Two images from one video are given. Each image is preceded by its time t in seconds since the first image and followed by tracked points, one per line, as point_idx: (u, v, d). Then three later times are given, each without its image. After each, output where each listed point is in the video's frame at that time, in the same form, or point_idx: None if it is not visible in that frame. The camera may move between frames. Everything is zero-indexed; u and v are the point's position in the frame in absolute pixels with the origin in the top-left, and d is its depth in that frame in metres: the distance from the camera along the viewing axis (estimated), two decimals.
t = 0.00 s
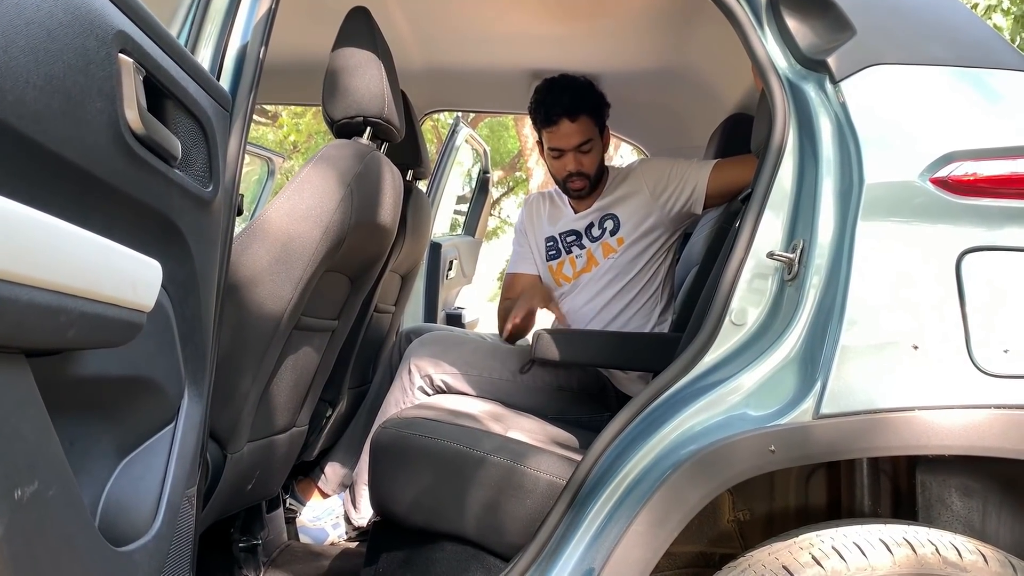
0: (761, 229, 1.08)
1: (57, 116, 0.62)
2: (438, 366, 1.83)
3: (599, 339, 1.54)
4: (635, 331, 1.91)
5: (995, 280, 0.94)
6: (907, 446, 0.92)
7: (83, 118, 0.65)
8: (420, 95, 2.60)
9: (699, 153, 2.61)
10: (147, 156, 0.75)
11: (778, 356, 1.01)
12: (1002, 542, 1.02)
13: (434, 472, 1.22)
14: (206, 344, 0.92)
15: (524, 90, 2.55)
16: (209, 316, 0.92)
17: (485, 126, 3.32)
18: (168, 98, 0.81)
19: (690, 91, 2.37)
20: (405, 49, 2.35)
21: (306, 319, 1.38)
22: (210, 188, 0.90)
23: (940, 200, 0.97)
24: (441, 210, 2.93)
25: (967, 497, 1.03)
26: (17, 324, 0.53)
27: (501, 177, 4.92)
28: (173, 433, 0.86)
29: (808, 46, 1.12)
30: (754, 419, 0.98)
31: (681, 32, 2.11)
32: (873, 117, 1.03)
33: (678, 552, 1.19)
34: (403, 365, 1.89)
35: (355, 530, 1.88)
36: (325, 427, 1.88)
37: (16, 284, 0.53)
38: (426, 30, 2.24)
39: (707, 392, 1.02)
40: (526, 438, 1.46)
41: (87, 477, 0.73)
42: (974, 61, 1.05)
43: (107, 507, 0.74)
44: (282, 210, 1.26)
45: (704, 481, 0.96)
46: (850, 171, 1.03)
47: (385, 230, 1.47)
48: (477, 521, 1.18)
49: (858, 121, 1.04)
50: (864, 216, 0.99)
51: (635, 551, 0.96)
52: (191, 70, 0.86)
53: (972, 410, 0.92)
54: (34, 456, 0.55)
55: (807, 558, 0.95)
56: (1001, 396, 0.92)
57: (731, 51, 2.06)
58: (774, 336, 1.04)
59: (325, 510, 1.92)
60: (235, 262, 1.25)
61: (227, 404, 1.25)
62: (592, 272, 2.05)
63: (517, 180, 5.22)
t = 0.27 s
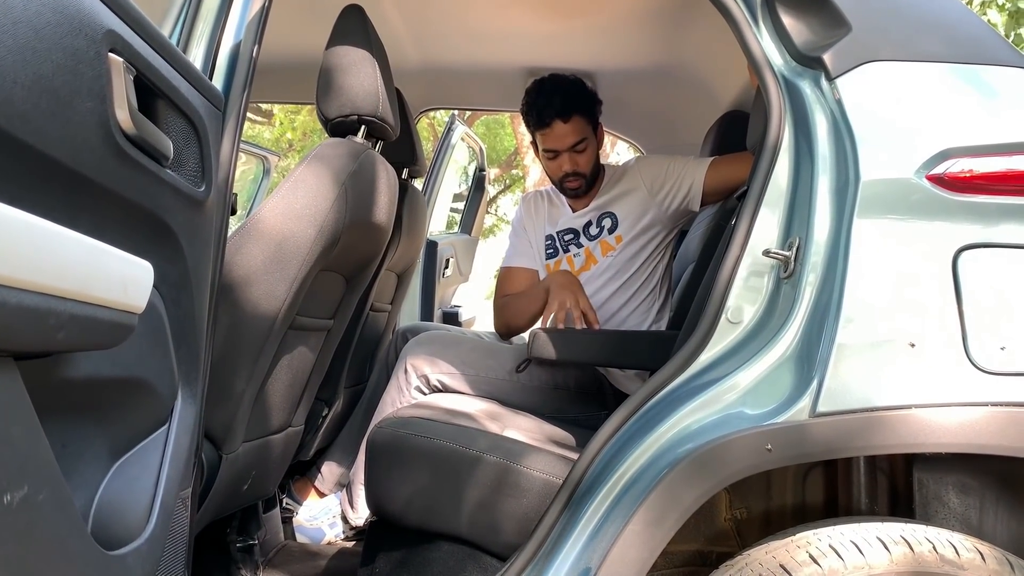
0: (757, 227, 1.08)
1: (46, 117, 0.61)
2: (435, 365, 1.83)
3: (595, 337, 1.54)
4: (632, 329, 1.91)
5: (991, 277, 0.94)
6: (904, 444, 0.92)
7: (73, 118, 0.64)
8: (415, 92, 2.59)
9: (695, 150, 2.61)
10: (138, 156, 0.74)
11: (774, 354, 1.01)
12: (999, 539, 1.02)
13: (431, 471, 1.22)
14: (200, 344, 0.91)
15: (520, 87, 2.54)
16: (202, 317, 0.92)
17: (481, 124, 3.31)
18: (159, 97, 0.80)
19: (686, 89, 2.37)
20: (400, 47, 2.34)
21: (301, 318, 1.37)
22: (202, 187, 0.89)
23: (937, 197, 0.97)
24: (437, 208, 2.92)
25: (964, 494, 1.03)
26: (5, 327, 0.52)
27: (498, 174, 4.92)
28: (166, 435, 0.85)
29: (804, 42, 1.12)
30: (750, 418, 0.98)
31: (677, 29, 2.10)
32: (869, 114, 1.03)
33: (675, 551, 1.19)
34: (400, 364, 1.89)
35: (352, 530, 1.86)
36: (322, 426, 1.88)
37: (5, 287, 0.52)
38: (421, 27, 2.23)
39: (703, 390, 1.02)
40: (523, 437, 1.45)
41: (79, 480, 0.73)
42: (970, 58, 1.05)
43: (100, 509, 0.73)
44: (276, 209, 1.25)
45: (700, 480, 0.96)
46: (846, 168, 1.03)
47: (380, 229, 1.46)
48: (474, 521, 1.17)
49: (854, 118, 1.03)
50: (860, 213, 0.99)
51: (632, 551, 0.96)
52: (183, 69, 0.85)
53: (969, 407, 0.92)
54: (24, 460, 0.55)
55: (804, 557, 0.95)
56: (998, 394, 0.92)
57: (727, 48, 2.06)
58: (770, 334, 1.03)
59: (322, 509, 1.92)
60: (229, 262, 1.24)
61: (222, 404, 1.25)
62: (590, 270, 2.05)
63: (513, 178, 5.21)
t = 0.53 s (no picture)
0: (756, 223, 1.07)
1: (37, 115, 0.60)
2: (433, 364, 1.82)
3: (594, 335, 1.53)
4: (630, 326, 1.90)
5: (992, 272, 0.94)
6: (905, 440, 0.92)
7: (65, 116, 0.63)
8: (411, 90, 2.58)
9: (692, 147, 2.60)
10: (132, 155, 0.73)
11: (775, 351, 1.00)
12: (1000, 535, 1.02)
13: (429, 472, 1.21)
14: (195, 345, 0.90)
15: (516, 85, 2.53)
16: (198, 317, 0.91)
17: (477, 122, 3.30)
18: (153, 95, 0.79)
19: (683, 86, 2.36)
20: (395, 45, 2.33)
21: (297, 318, 1.36)
22: (197, 186, 0.88)
23: (937, 192, 0.97)
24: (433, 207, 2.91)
25: (966, 491, 1.02)
26: None
27: (495, 173, 4.91)
28: (162, 437, 0.84)
29: (802, 37, 1.11)
30: (751, 415, 0.97)
31: (673, 25, 2.09)
32: (869, 109, 1.02)
33: (676, 550, 1.18)
34: (396, 365, 1.87)
35: (350, 530, 1.85)
36: (319, 427, 1.87)
37: None
38: (417, 25, 2.22)
39: (703, 388, 1.01)
40: (522, 436, 1.45)
41: (73, 483, 0.72)
42: (969, 52, 1.05)
43: (95, 514, 0.72)
44: (272, 208, 1.24)
45: (701, 479, 0.95)
46: (845, 164, 1.02)
47: (377, 228, 1.45)
48: (473, 521, 1.17)
49: (854, 113, 1.03)
50: (860, 209, 0.98)
51: (632, 550, 0.95)
52: (176, 66, 0.84)
53: (971, 403, 0.91)
54: (17, 464, 0.54)
55: (806, 555, 0.94)
56: (999, 389, 0.91)
57: (724, 45, 2.05)
58: (770, 331, 1.03)
59: (320, 510, 1.91)
60: (224, 261, 1.23)
61: (218, 405, 1.24)
62: (587, 269, 2.04)
63: (510, 176, 5.21)
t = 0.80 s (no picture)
0: (750, 224, 1.07)
1: (24, 119, 0.59)
2: (427, 365, 1.81)
3: (588, 335, 1.53)
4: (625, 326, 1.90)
5: (986, 272, 0.94)
6: (900, 441, 0.92)
7: (53, 121, 0.63)
8: (406, 91, 2.57)
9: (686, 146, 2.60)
10: (121, 159, 0.73)
11: (769, 352, 1.00)
12: (996, 535, 1.02)
13: (424, 474, 1.21)
14: (187, 349, 0.90)
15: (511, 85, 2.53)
16: (190, 321, 0.90)
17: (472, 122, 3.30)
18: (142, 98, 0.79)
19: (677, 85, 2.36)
20: (389, 45, 2.32)
21: (291, 320, 1.36)
22: (188, 190, 0.87)
23: (930, 192, 0.97)
24: (428, 207, 2.91)
25: (960, 490, 1.03)
26: None
27: (491, 172, 4.91)
28: (154, 441, 0.84)
29: (794, 37, 1.11)
30: (746, 416, 0.97)
31: (667, 25, 2.09)
32: (862, 109, 1.02)
33: (671, 551, 1.18)
34: (390, 367, 1.87)
35: (346, 531, 1.86)
36: (314, 428, 1.86)
37: None
38: (410, 25, 2.22)
39: (697, 389, 1.01)
40: (518, 437, 1.45)
41: (63, 490, 0.71)
42: (962, 52, 1.05)
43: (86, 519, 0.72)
44: (264, 211, 1.23)
45: (696, 480, 0.95)
46: (839, 164, 1.02)
47: (370, 229, 1.45)
48: (468, 523, 1.16)
49: (847, 112, 1.03)
50: (854, 209, 0.98)
51: (628, 552, 0.95)
52: (167, 69, 0.84)
53: (965, 403, 0.91)
54: (5, 471, 0.53)
55: (801, 556, 0.94)
56: (994, 389, 0.92)
57: (718, 44, 2.05)
58: (764, 331, 1.03)
59: (315, 512, 1.90)
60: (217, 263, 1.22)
61: (211, 408, 1.23)
62: (582, 269, 2.03)
63: (506, 176, 5.21)
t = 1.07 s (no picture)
0: (752, 222, 1.07)
1: (25, 116, 0.59)
2: (427, 364, 1.80)
3: (589, 335, 1.53)
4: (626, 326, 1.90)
5: (989, 269, 0.94)
6: (904, 439, 0.92)
7: (55, 117, 0.62)
8: (404, 90, 2.57)
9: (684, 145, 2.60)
10: (123, 157, 0.72)
11: (772, 350, 1.00)
12: (998, 533, 1.02)
13: (426, 474, 1.20)
14: (189, 348, 0.89)
15: (510, 84, 2.53)
16: (191, 320, 0.90)
17: (470, 121, 3.29)
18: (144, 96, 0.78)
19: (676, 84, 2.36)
20: (387, 44, 2.32)
21: (292, 319, 1.35)
22: (189, 188, 0.87)
23: (933, 190, 0.97)
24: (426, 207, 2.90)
25: (963, 488, 1.02)
26: None
27: (488, 172, 4.91)
28: (155, 441, 0.83)
29: (796, 34, 1.11)
30: (749, 415, 0.97)
31: (667, 24, 2.09)
32: (864, 107, 1.02)
33: (673, 550, 1.18)
34: (390, 367, 1.86)
35: (345, 531, 1.86)
36: (314, 428, 1.86)
37: None
38: (409, 24, 2.21)
39: (700, 388, 1.00)
40: (519, 437, 1.44)
41: (65, 490, 0.71)
42: (963, 50, 1.04)
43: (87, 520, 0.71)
44: (265, 210, 1.23)
45: (699, 479, 0.95)
46: (842, 161, 1.02)
47: (370, 228, 1.44)
48: (470, 522, 1.16)
49: (849, 110, 1.02)
50: (857, 207, 0.98)
51: (631, 552, 0.95)
52: (168, 67, 0.83)
53: (969, 401, 0.91)
54: (7, 472, 0.53)
55: (804, 555, 0.94)
56: (998, 387, 0.92)
57: (717, 43, 2.05)
58: (767, 330, 1.02)
59: (314, 512, 1.89)
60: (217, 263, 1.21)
61: (212, 407, 1.22)
62: (582, 268, 2.03)
63: (503, 175, 5.20)
